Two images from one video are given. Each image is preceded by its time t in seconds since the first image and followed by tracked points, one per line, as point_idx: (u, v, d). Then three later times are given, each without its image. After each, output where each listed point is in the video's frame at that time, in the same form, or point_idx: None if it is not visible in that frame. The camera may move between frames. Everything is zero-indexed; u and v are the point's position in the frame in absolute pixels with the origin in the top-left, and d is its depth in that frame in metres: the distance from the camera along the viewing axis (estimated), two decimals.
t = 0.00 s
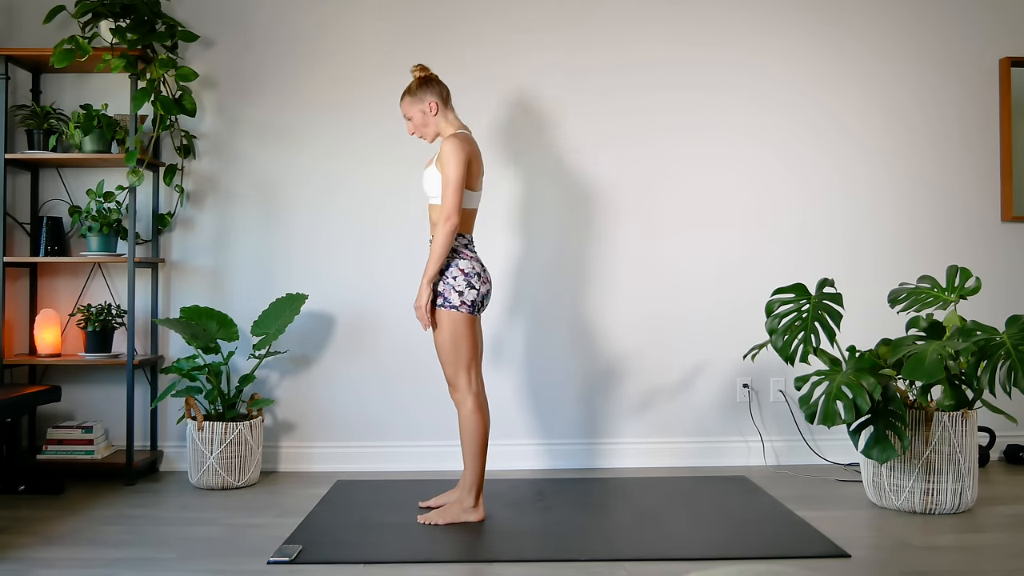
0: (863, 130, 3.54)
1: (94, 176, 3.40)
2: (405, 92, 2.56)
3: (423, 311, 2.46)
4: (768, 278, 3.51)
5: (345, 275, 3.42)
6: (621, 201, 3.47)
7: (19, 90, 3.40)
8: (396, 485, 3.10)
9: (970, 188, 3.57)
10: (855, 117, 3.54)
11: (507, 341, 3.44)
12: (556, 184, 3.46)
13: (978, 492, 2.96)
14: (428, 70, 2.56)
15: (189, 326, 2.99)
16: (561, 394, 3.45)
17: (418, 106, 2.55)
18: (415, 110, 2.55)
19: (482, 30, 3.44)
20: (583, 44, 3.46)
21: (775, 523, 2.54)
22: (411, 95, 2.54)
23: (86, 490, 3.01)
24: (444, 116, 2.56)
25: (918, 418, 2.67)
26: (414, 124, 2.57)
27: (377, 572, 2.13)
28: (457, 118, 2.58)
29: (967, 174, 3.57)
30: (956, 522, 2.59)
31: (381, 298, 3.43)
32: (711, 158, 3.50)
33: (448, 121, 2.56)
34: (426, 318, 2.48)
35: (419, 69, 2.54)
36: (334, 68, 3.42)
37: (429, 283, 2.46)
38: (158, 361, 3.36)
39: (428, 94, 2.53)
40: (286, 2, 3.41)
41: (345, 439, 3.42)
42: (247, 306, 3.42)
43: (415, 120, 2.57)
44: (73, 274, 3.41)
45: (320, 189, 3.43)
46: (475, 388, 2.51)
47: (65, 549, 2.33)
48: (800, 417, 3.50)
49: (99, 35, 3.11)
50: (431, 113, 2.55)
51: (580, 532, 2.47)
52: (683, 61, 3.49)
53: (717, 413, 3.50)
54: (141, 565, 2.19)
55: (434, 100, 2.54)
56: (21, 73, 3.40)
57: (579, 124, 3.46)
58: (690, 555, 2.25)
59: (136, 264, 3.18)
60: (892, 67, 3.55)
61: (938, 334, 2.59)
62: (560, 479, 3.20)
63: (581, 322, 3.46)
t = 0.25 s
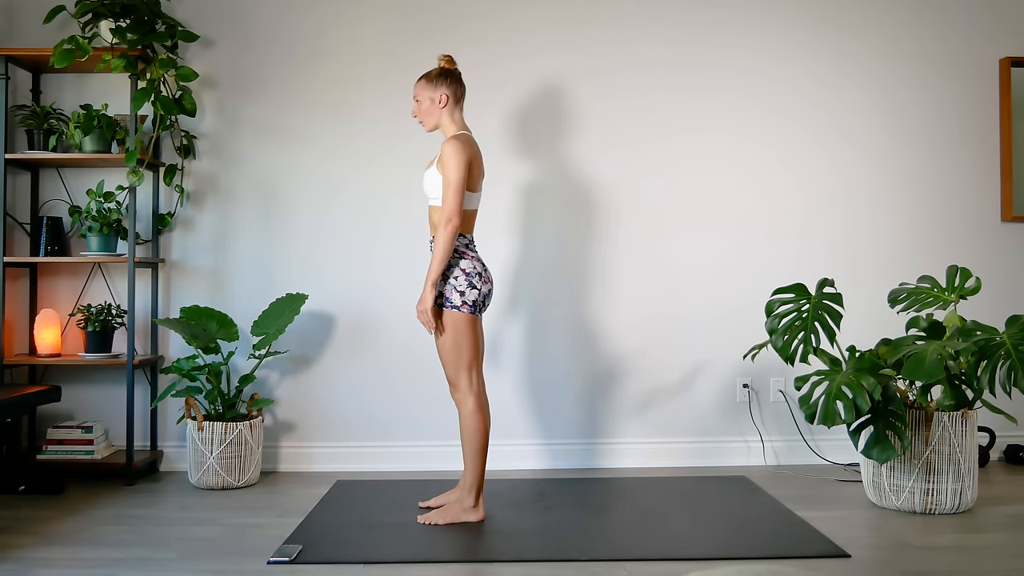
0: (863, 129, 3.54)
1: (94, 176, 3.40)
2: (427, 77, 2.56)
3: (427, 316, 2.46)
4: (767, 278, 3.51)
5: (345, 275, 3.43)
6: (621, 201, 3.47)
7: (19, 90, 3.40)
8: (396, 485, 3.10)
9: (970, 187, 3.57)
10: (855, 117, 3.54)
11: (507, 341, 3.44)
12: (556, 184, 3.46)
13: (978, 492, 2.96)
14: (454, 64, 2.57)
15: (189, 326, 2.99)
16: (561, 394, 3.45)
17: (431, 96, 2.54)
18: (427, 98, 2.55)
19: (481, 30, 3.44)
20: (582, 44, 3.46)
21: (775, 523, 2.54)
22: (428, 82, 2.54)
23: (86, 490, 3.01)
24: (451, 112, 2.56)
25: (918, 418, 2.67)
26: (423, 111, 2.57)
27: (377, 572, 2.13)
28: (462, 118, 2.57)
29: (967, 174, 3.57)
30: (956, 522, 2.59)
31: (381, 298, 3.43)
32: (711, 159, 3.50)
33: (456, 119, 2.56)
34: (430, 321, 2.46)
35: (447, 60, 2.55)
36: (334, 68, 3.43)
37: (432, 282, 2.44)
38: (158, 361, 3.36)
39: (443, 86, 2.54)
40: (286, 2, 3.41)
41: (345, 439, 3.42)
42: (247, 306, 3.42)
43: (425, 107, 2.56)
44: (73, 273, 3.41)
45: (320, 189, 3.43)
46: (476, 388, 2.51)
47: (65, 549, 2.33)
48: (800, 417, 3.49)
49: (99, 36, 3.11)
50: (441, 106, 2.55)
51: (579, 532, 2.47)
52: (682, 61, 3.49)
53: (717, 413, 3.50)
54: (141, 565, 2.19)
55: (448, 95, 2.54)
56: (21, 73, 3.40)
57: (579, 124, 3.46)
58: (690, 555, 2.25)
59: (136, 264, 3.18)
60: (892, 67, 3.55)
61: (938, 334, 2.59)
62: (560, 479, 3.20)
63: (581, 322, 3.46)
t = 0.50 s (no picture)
0: (863, 129, 3.54)
1: (94, 176, 3.40)
2: (439, 72, 2.56)
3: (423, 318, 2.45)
4: (767, 278, 3.51)
5: (345, 275, 3.43)
6: (620, 201, 3.47)
7: (19, 90, 3.40)
8: (396, 485, 3.10)
9: (970, 187, 3.57)
10: (855, 117, 3.54)
11: (506, 341, 3.44)
12: (556, 184, 3.46)
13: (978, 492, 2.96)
14: (467, 62, 2.57)
15: (189, 326, 2.99)
16: (561, 394, 3.45)
17: (439, 93, 2.55)
18: (434, 94, 2.55)
19: (481, 30, 3.44)
20: (582, 44, 3.46)
21: (775, 523, 2.54)
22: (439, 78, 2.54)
23: (86, 490, 3.01)
24: (456, 111, 2.56)
25: (918, 418, 2.67)
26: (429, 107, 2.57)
27: (377, 572, 2.13)
28: (464, 119, 2.57)
29: (966, 174, 3.57)
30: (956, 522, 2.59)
31: (381, 298, 3.43)
32: (711, 159, 3.50)
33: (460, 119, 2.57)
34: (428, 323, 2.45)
35: (462, 60, 2.56)
36: (334, 68, 3.43)
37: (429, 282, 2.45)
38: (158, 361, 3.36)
39: (453, 83, 2.54)
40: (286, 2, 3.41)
41: (346, 439, 3.42)
42: (247, 306, 3.42)
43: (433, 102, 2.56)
44: (73, 273, 3.41)
45: (320, 189, 3.43)
46: (476, 388, 2.51)
47: (65, 549, 2.33)
48: (800, 417, 3.50)
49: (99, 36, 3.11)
50: (447, 104, 2.55)
51: (580, 532, 2.47)
52: (682, 61, 3.49)
53: (717, 413, 3.50)
54: (141, 565, 2.19)
55: (456, 94, 2.54)
56: (21, 73, 3.40)
57: (579, 125, 3.46)
58: (690, 555, 2.25)
59: (136, 264, 3.18)
60: (892, 67, 3.55)
61: (938, 334, 2.59)
62: (560, 479, 3.20)
63: (581, 322, 3.46)
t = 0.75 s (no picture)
0: (863, 129, 3.54)
1: (94, 176, 3.40)
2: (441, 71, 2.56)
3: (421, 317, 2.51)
4: (767, 278, 3.51)
5: (345, 275, 3.43)
6: (620, 201, 3.47)
7: (19, 90, 3.40)
8: (396, 485, 3.10)
9: (970, 187, 3.57)
10: (855, 117, 3.54)
11: (507, 341, 3.44)
12: (556, 183, 3.45)
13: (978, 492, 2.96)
14: (470, 62, 2.57)
15: (189, 326, 2.99)
16: (561, 394, 3.45)
17: (440, 92, 2.55)
18: (435, 94, 2.55)
19: (481, 30, 3.44)
20: (582, 44, 3.46)
21: (775, 523, 2.54)
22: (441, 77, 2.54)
23: (87, 490, 3.02)
24: (457, 110, 2.56)
25: (918, 418, 2.67)
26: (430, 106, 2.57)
27: (377, 573, 2.13)
28: (465, 119, 2.57)
29: (966, 174, 3.57)
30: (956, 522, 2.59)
31: (381, 298, 3.43)
32: (711, 158, 3.50)
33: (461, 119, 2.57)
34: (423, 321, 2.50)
35: (467, 60, 2.55)
36: (334, 68, 3.43)
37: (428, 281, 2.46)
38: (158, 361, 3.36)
39: (455, 83, 2.54)
40: (286, 2, 3.41)
41: (346, 439, 3.42)
42: (248, 306, 3.42)
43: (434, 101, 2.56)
44: (73, 273, 3.41)
45: (320, 189, 3.43)
46: (477, 389, 2.51)
47: (65, 549, 2.33)
48: (799, 417, 3.49)
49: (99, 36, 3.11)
50: (447, 104, 2.55)
51: (580, 533, 2.47)
52: (682, 60, 3.49)
53: (717, 413, 3.49)
54: (141, 565, 2.19)
55: (456, 94, 2.54)
56: (21, 73, 3.40)
57: (579, 124, 3.46)
58: (690, 555, 2.24)
59: (136, 264, 3.18)
60: (892, 67, 3.55)
61: (938, 334, 2.59)
62: (559, 479, 3.20)
63: (581, 322, 3.46)
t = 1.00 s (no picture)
0: (863, 129, 3.54)
1: (94, 176, 3.40)
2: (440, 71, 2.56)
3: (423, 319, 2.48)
4: (767, 278, 3.51)
5: (345, 276, 3.42)
6: (620, 201, 3.47)
7: (19, 89, 3.40)
8: (396, 485, 3.10)
9: (970, 187, 3.57)
10: (855, 117, 3.54)
11: (507, 341, 3.44)
12: (556, 183, 3.46)
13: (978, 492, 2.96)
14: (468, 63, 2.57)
15: (189, 326, 2.99)
16: (561, 394, 3.45)
17: (439, 93, 2.55)
18: (435, 94, 2.55)
19: (481, 30, 3.44)
20: (582, 44, 3.46)
21: (775, 523, 2.54)
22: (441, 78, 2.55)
23: (86, 490, 3.01)
24: (456, 110, 2.56)
25: (918, 418, 2.67)
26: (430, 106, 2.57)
27: (377, 573, 2.13)
28: (465, 119, 2.57)
29: (966, 174, 3.57)
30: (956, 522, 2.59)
31: (381, 298, 3.43)
32: (711, 158, 3.50)
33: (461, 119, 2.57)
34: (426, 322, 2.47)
35: (466, 60, 2.56)
36: (334, 68, 3.43)
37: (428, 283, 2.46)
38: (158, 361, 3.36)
39: (454, 83, 2.54)
40: (286, 2, 3.41)
41: (346, 439, 3.42)
42: (248, 306, 3.42)
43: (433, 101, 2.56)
44: (73, 273, 3.41)
45: (320, 189, 3.43)
46: (478, 389, 2.51)
47: (65, 549, 2.33)
48: (799, 417, 3.50)
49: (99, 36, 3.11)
50: (447, 105, 2.55)
51: (580, 533, 2.47)
52: (682, 61, 3.49)
53: (717, 413, 3.50)
54: (141, 565, 2.19)
55: (456, 94, 2.54)
56: (21, 73, 3.40)
57: (579, 125, 3.46)
58: (690, 555, 2.25)
59: (136, 264, 3.18)
60: (892, 68, 3.55)
61: (938, 334, 2.60)
62: (559, 479, 3.20)
63: (581, 322, 3.46)
